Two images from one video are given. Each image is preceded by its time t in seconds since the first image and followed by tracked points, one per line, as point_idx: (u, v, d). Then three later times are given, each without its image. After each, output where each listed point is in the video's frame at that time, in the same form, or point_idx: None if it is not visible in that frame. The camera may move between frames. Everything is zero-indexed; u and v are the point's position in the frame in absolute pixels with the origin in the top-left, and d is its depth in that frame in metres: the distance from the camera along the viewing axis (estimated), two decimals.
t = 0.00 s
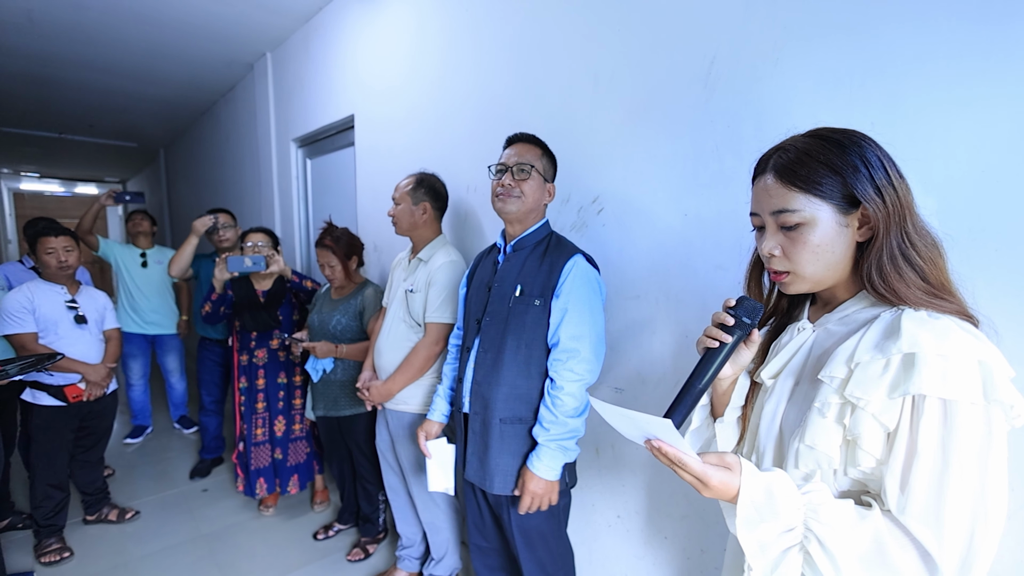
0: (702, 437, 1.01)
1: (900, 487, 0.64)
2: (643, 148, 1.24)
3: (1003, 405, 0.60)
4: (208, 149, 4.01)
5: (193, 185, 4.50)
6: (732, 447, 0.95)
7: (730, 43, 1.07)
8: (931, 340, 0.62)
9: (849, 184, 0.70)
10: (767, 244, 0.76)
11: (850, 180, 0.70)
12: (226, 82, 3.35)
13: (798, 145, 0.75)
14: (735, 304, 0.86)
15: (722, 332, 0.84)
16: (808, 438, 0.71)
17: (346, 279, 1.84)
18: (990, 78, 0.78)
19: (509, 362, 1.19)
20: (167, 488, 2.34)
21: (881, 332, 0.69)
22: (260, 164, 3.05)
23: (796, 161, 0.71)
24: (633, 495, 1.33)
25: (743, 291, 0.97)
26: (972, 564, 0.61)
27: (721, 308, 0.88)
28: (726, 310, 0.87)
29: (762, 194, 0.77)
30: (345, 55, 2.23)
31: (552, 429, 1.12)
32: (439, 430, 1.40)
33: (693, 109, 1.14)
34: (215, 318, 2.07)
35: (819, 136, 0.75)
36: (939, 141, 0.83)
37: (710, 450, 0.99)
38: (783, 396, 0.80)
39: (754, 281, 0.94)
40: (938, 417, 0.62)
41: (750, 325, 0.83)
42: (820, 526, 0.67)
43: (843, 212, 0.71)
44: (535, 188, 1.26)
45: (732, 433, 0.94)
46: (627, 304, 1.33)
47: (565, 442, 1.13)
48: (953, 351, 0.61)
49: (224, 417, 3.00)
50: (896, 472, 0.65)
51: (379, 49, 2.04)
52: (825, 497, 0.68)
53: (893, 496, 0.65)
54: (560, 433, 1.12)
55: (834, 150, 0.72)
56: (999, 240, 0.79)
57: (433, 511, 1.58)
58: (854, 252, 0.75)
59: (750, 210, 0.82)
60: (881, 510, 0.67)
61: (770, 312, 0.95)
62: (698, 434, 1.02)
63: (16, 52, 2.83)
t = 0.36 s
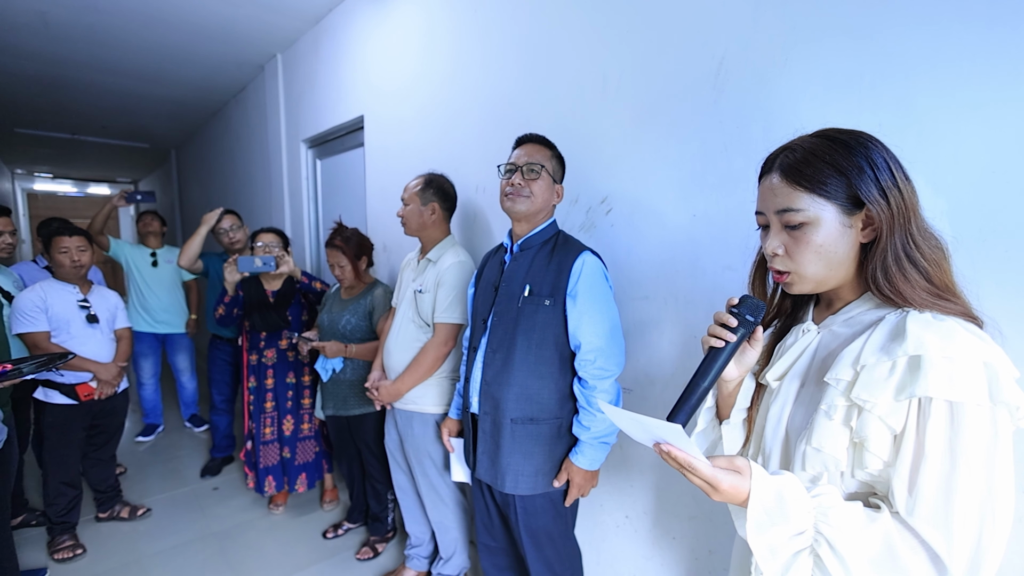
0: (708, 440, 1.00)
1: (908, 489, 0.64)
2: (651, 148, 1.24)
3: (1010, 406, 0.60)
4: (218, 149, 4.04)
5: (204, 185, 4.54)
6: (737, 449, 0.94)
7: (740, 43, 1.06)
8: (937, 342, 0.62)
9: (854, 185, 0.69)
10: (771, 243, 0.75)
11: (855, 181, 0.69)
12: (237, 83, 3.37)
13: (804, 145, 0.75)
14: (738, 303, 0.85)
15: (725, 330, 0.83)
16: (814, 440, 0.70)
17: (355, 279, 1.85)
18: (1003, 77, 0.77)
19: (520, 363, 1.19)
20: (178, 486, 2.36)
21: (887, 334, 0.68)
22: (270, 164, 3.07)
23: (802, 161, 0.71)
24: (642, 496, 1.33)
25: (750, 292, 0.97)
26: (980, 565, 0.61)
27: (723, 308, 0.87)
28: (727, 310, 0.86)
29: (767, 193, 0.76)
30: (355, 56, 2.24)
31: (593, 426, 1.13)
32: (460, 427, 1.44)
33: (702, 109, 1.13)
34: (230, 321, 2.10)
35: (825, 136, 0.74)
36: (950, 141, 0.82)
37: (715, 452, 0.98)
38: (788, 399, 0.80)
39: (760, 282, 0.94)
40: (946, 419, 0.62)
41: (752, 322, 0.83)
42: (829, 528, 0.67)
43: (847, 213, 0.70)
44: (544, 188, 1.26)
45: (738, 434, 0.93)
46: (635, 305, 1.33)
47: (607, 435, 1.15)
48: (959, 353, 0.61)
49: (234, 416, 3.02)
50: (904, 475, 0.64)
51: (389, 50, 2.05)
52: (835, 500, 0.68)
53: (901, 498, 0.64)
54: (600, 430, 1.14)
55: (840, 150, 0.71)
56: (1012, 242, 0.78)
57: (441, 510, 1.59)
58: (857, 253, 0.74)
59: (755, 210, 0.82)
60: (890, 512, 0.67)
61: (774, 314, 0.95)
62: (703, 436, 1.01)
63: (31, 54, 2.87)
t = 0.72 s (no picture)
0: (712, 437, 0.98)
1: (905, 493, 0.63)
2: (659, 148, 1.23)
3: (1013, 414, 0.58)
4: (228, 149, 4.06)
5: (214, 185, 4.57)
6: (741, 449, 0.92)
7: (749, 42, 1.06)
8: (940, 348, 0.61)
9: (856, 189, 0.68)
10: (773, 245, 0.75)
11: (857, 185, 0.68)
12: (247, 84, 3.40)
13: (808, 147, 0.74)
14: (741, 304, 0.84)
15: (727, 330, 0.82)
16: (816, 442, 0.70)
17: (365, 278, 1.86)
18: (1016, 76, 0.76)
19: (530, 362, 1.18)
20: (189, 484, 2.38)
21: (891, 338, 0.67)
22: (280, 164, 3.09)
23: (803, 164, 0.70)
24: (650, 495, 1.32)
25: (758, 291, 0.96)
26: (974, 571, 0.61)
27: (726, 308, 0.86)
28: (731, 310, 0.85)
29: (771, 195, 0.76)
30: (364, 56, 2.25)
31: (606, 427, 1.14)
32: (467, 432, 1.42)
33: (711, 108, 1.13)
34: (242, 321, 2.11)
35: (830, 138, 0.73)
36: (962, 141, 0.81)
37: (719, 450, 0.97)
38: (792, 400, 0.79)
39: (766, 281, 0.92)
40: (946, 425, 0.61)
41: (754, 324, 0.82)
42: (825, 528, 0.67)
43: (849, 217, 0.69)
44: (552, 189, 1.26)
45: (742, 433, 0.92)
46: (644, 304, 1.33)
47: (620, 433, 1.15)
48: (962, 359, 0.60)
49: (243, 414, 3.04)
50: (901, 478, 0.64)
51: (399, 50, 2.05)
52: (832, 500, 0.67)
53: (897, 501, 0.64)
54: (615, 431, 1.14)
55: (844, 153, 0.70)
56: None
57: (449, 509, 1.59)
58: (861, 257, 0.72)
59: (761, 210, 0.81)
60: (887, 515, 0.66)
61: (781, 313, 0.93)
62: (707, 435, 0.99)
63: (44, 55, 2.90)
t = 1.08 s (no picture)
0: (722, 438, 0.98)
1: (915, 495, 0.63)
2: (669, 146, 1.23)
3: None
4: (238, 149, 4.10)
5: (225, 185, 4.61)
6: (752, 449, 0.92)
7: (761, 39, 1.05)
8: (954, 352, 0.60)
9: (863, 188, 0.67)
10: (782, 239, 0.75)
11: (865, 184, 0.67)
12: (257, 84, 3.42)
13: (822, 144, 0.73)
14: (750, 305, 0.84)
15: (735, 331, 0.82)
16: (827, 444, 0.69)
17: (375, 277, 1.87)
18: None
19: (541, 361, 1.19)
20: (200, 481, 2.40)
21: (905, 340, 0.66)
22: (289, 165, 3.12)
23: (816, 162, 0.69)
24: (659, 495, 1.32)
25: (775, 292, 0.95)
26: None
27: (734, 309, 0.86)
28: (739, 311, 0.85)
29: (783, 190, 0.76)
30: (374, 56, 2.26)
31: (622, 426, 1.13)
32: (477, 432, 1.42)
33: (722, 106, 1.12)
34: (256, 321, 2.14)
35: (845, 136, 0.72)
36: (977, 139, 0.81)
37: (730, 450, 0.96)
38: (804, 400, 0.78)
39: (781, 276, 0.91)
40: (959, 429, 0.60)
41: (762, 325, 0.82)
42: (833, 529, 0.66)
43: (856, 216, 0.68)
44: (562, 189, 1.26)
45: (753, 433, 0.91)
46: (654, 303, 1.32)
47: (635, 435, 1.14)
48: (977, 364, 0.59)
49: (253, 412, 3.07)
50: (911, 481, 0.63)
51: (408, 49, 2.06)
52: (840, 501, 0.66)
53: (907, 504, 0.63)
54: (631, 430, 1.13)
55: (858, 152, 0.69)
56: None
57: (459, 507, 1.60)
58: (871, 257, 0.71)
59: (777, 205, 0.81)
60: (897, 518, 0.66)
61: (796, 310, 0.91)
62: (718, 435, 0.98)
63: (57, 56, 2.93)
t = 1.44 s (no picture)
0: (735, 427, 0.95)
1: (934, 499, 0.62)
2: (683, 146, 1.22)
3: None
4: (250, 151, 4.14)
5: (237, 186, 4.66)
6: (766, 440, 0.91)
7: (776, 37, 1.04)
8: (985, 356, 0.59)
9: (887, 186, 0.66)
10: (806, 231, 0.76)
11: (892, 181, 0.66)
12: (269, 86, 3.46)
13: (857, 137, 0.73)
14: (769, 292, 0.84)
15: (754, 318, 0.82)
16: (848, 444, 0.68)
17: (385, 276, 1.88)
18: None
19: (552, 360, 1.19)
20: (213, 477, 2.43)
21: (933, 343, 0.65)
22: (301, 166, 3.14)
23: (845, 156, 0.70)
24: (671, 496, 1.32)
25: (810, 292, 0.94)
26: None
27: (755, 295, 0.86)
28: (759, 298, 0.85)
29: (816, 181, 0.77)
30: (385, 57, 2.27)
31: (610, 427, 1.13)
32: (486, 432, 1.42)
33: (736, 106, 1.11)
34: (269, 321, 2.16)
35: (883, 131, 0.70)
36: (1000, 137, 0.80)
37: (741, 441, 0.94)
38: (827, 401, 0.77)
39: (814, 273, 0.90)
40: (985, 434, 0.59)
41: (779, 313, 0.82)
42: (846, 528, 0.66)
43: (881, 213, 0.68)
44: (578, 192, 1.27)
45: (768, 424, 0.90)
46: (666, 304, 1.32)
47: (622, 436, 1.14)
48: (1008, 368, 0.57)
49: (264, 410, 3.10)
50: (932, 484, 0.62)
51: (419, 51, 2.07)
52: (855, 501, 0.66)
53: (926, 508, 0.62)
54: (617, 429, 1.13)
55: (890, 148, 0.68)
56: None
57: (469, 506, 1.60)
58: (897, 255, 0.70)
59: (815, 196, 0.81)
60: (915, 521, 0.65)
61: (828, 309, 0.89)
62: (731, 425, 0.96)
63: (73, 59, 2.98)
